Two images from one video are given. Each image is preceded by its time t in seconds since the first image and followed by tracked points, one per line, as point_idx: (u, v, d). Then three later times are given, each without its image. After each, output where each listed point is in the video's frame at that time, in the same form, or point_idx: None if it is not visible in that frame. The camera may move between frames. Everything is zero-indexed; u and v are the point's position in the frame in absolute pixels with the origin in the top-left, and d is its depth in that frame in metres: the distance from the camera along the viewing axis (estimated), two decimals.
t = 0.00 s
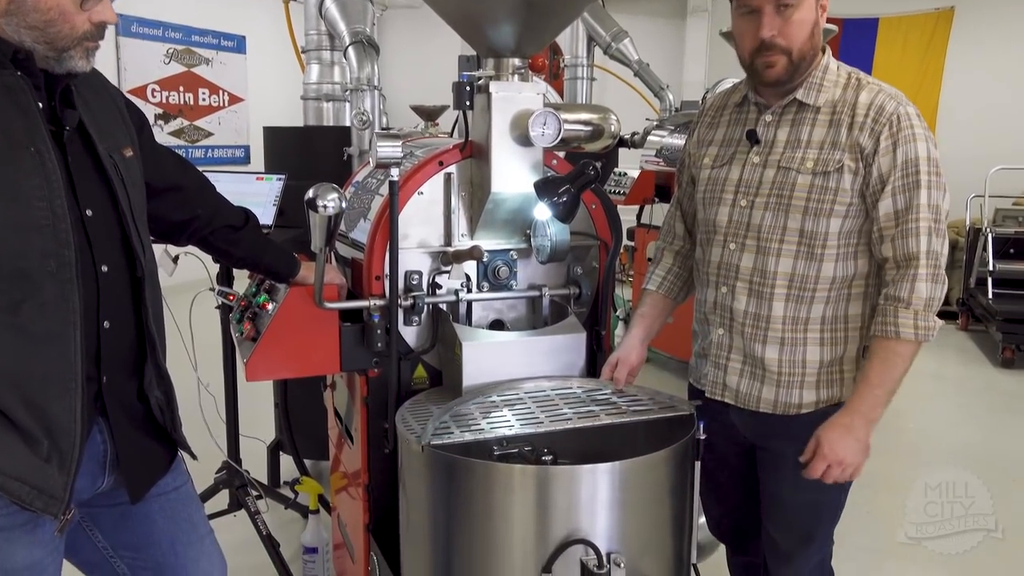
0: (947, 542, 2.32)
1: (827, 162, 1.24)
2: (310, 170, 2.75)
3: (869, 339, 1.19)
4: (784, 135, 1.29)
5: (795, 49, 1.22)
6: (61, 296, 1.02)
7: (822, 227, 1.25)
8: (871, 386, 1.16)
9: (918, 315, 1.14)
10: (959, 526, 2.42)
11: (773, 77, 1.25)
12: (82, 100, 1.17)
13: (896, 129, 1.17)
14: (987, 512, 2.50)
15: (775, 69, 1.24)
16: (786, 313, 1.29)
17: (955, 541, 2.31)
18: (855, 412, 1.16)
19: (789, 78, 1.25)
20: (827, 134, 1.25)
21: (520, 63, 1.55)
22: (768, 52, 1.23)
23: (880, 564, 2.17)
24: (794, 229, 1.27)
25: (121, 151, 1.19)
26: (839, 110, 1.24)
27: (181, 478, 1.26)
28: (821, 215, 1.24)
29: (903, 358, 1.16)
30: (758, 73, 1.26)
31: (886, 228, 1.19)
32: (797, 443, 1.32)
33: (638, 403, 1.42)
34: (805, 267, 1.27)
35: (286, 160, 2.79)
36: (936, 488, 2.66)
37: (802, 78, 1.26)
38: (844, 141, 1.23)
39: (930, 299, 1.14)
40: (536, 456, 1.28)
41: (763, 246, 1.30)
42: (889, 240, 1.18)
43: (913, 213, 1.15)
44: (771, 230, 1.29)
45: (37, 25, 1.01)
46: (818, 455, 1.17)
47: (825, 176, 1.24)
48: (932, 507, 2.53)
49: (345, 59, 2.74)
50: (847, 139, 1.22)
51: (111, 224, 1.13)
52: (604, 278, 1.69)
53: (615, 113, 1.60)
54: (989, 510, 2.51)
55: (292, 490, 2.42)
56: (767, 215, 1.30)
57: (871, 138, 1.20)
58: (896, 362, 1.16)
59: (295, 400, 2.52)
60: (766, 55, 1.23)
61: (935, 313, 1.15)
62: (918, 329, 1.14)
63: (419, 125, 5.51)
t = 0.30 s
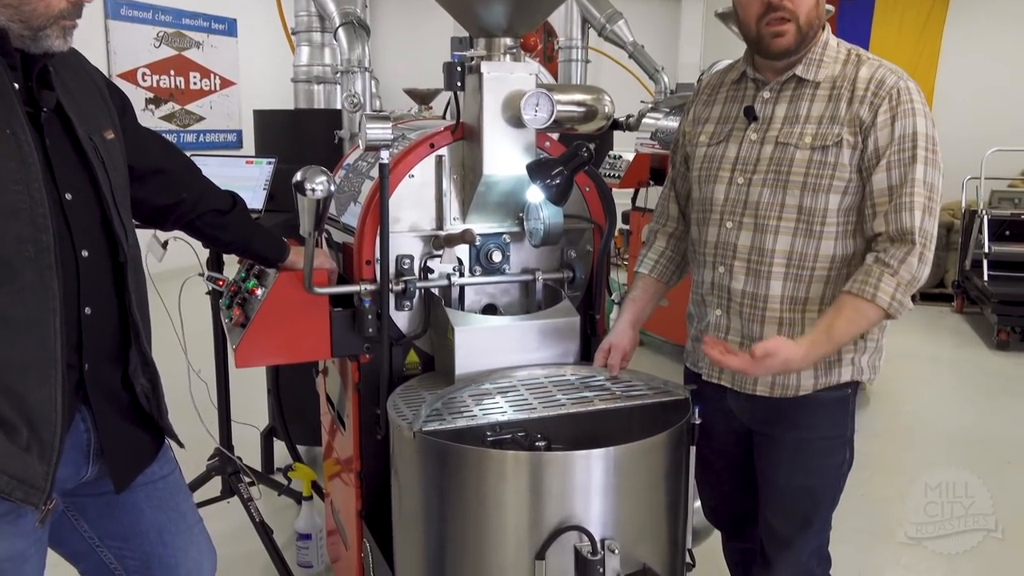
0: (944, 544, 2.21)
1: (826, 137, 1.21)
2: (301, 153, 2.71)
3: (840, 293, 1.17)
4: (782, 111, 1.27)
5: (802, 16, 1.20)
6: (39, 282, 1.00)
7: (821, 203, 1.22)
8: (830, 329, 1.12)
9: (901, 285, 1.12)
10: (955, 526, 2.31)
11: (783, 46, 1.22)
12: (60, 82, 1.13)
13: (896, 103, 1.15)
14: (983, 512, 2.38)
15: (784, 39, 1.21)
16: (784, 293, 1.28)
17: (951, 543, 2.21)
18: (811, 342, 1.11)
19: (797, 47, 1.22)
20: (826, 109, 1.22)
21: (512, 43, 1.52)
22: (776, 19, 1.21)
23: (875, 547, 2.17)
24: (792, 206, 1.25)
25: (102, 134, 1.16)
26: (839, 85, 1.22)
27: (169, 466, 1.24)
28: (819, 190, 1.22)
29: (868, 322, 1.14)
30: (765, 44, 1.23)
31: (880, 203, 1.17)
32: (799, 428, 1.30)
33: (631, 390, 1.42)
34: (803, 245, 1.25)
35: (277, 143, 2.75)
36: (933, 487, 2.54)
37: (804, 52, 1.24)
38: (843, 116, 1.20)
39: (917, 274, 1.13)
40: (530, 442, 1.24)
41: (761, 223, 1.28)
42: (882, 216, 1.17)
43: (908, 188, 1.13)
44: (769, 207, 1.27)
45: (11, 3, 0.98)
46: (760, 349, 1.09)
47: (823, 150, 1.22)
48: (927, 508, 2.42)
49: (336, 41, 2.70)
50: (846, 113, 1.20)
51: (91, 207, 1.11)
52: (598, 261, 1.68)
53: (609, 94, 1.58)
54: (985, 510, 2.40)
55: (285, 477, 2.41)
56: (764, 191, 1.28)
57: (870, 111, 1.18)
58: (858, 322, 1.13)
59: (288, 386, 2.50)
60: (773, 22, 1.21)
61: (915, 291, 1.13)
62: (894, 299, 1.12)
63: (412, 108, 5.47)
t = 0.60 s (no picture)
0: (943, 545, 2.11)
1: (813, 113, 1.19)
2: (289, 138, 2.68)
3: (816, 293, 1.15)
4: (771, 89, 1.25)
5: None
6: (15, 270, 0.98)
7: (808, 180, 1.21)
8: (810, 342, 1.11)
9: (864, 270, 1.11)
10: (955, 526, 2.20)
11: (773, 23, 1.18)
12: (37, 64, 1.10)
13: (876, 80, 1.14)
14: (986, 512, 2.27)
15: (777, 13, 1.17)
16: (774, 274, 1.26)
17: (952, 545, 2.11)
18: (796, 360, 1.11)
19: (789, 26, 1.19)
20: (814, 86, 1.21)
21: (501, 23, 1.50)
22: None
23: (868, 529, 2.17)
24: (780, 184, 1.23)
25: (79, 118, 1.13)
26: (827, 61, 1.20)
27: (155, 455, 1.22)
28: (806, 167, 1.20)
29: (848, 317, 1.12)
30: (755, 18, 1.19)
31: (851, 180, 1.16)
32: (790, 411, 1.29)
33: (622, 375, 1.41)
34: (793, 224, 1.24)
35: (264, 128, 2.72)
36: (933, 487, 2.42)
37: (796, 31, 1.21)
38: (829, 92, 1.19)
39: (878, 255, 1.11)
40: (520, 428, 1.23)
41: (750, 202, 1.27)
42: (850, 193, 1.16)
43: (879, 164, 1.11)
44: (758, 185, 1.25)
45: None
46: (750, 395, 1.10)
47: (811, 127, 1.20)
48: (927, 508, 2.31)
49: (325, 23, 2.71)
50: (832, 90, 1.18)
51: (69, 193, 1.08)
52: (589, 245, 1.66)
53: (599, 75, 1.56)
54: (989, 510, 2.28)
55: (277, 464, 2.39)
56: (753, 169, 1.26)
57: (854, 87, 1.16)
58: (840, 321, 1.11)
59: (278, 373, 2.48)
60: None
61: (882, 274, 1.12)
62: (863, 286, 1.10)
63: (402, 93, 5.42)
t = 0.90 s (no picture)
0: (943, 546, 2.05)
1: (810, 100, 1.18)
2: (280, 126, 2.66)
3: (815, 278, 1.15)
4: (767, 75, 1.24)
5: None
6: None
7: (804, 167, 1.20)
8: (807, 325, 1.11)
9: (868, 257, 1.10)
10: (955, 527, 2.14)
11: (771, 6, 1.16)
12: (19, 50, 1.08)
13: (876, 66, 1.13)
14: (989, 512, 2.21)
15: None
16: (767, 262, 1.25)
17: (952, 547, 2.04)
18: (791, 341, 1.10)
19: (785, 8, 1.17)
20: (811, 73, 1.19)
21: (491, 9, 1.48)
22: None
23: (861, 517, 2.18)
24: (776, 171, 1.22)
25: (64, 105, 1.11)
26: (824, 47, 1.19)
27: (144, 446, 1.20)
28: (803, 155, 1.20)
29: (846, 302, 1.11)
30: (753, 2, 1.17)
31: (853, 168, 1.15)
32: (787, 401, 1.28)
33: (615, 364, 1.39)
34: (787, 212, 1.23)
35: (254, 116, 2.70)
36: (933, 487, 2.35)
37: (792, 14, 1.20)
38: (827, 79, 1.17)
39: (884, 243, 1.10)
40: (513, 417, 1.23)
41: (744, 190, 1.26)
42: (853, 182, 1.15)
43: (884, 152, 1.11)
44: (753, 173, 1.25)
45: None
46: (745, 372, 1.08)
47: (808, 114, 1.19)
48: (926, 508, 2.24)
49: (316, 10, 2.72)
50: (830, 77, 1.17)
51: (54, 181, 1.06)
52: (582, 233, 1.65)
53: (591, 61, 1.54)
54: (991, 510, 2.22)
55: (269, 455, 2.38)
56: (749, 156, 1.25)
57: (853, 73, 1.15)
58: (837, 305, 1.11)
59: (270, 363, 2.46)
60: None
61: (883, 261, 1.11)
62: (864, 274, 1.10)
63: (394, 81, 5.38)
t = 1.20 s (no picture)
0: (944, 547, 2.00)
1: (812, 89, 1.17)
2: (274, 114, 2.64)
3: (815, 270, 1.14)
4: (768, 64, 1.23)
5: None
6: None
7: (804, 158, 1.19)
8: (809, 316, 1.10)
9: (870, 249, 1.09)
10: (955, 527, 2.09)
11: None
12: (7, 33, 1.06)
13: (880, 55, 1.12)
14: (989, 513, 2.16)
15: None
16: (767, 252, 1.24)
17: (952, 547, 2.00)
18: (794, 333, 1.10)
19: None
20: (813, 62, 1.18)
21: None
22: None
23: (856, 508, 2.18)
24: (776, 161, 1.21)
25: (54, 90, 1.09)
26: (827, 36, 1.18)
27: (137, 436, 1.19)
28: (804, 145, 1.19)
29: (847, 294, 1.11)
30: None
31: (854, 157, 1.15)
32: (788, 393, 1.28)
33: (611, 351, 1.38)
34: (787, 203, 1.22)
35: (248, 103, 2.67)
36: (933, 487, 2.29)
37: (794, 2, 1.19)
38: (829, 68, 1.16)
39: (885, 235, 1.10)
40: (508, 408, 1.24)
41: (744, 179, 1.25)
42: (854, 172, 1.14)
43: (886, 143, 1.10)
44: (753, 162, 1.23)
45: None
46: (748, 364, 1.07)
47: (809, 103, 1.18)
48: (926, 508, 2.19)
49: None
50: (833, 66, 1.16)
51: (44, 168, 1.05)
52: (579, 223, 1.63)
53: (589, 49, 1.52)
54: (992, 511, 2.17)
55: (262, 444, 2.37)
56: (749, 146, 1.24)
57: (856, 63, 1.14)
58: (839, 297, 1.11)
59: (264, 352, 2.45)
60: None
61: (885, 252, 1.10)
62: (867, 266, 1.09)
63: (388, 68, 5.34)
